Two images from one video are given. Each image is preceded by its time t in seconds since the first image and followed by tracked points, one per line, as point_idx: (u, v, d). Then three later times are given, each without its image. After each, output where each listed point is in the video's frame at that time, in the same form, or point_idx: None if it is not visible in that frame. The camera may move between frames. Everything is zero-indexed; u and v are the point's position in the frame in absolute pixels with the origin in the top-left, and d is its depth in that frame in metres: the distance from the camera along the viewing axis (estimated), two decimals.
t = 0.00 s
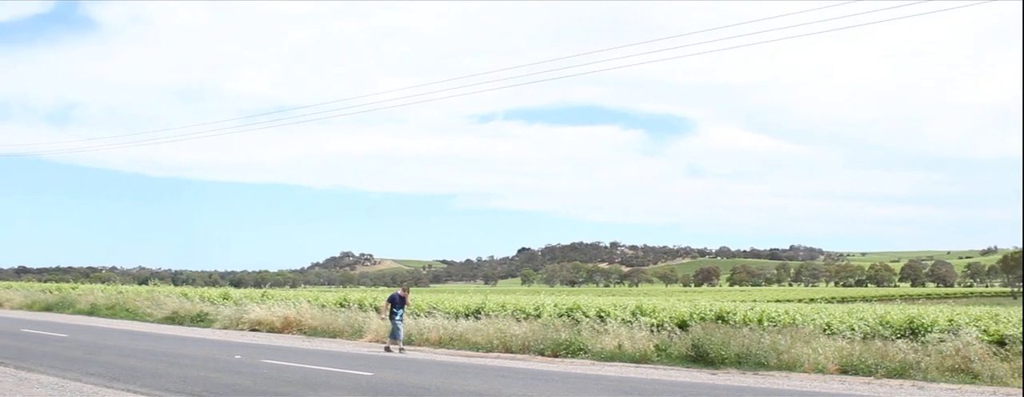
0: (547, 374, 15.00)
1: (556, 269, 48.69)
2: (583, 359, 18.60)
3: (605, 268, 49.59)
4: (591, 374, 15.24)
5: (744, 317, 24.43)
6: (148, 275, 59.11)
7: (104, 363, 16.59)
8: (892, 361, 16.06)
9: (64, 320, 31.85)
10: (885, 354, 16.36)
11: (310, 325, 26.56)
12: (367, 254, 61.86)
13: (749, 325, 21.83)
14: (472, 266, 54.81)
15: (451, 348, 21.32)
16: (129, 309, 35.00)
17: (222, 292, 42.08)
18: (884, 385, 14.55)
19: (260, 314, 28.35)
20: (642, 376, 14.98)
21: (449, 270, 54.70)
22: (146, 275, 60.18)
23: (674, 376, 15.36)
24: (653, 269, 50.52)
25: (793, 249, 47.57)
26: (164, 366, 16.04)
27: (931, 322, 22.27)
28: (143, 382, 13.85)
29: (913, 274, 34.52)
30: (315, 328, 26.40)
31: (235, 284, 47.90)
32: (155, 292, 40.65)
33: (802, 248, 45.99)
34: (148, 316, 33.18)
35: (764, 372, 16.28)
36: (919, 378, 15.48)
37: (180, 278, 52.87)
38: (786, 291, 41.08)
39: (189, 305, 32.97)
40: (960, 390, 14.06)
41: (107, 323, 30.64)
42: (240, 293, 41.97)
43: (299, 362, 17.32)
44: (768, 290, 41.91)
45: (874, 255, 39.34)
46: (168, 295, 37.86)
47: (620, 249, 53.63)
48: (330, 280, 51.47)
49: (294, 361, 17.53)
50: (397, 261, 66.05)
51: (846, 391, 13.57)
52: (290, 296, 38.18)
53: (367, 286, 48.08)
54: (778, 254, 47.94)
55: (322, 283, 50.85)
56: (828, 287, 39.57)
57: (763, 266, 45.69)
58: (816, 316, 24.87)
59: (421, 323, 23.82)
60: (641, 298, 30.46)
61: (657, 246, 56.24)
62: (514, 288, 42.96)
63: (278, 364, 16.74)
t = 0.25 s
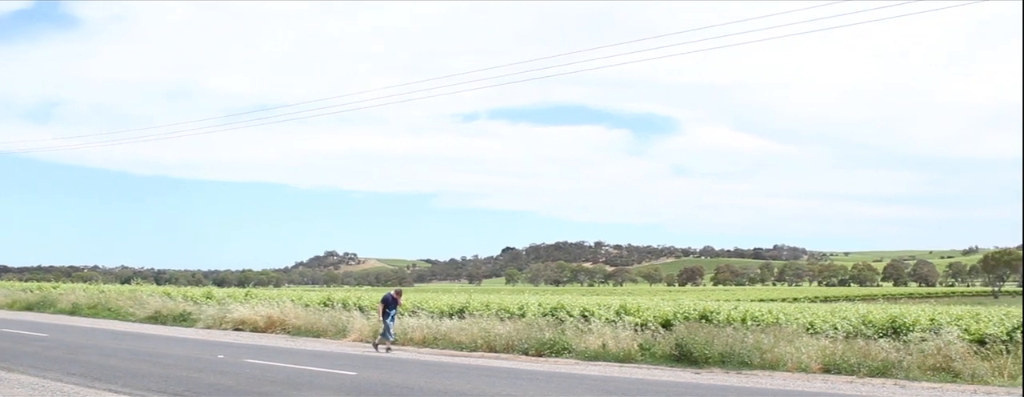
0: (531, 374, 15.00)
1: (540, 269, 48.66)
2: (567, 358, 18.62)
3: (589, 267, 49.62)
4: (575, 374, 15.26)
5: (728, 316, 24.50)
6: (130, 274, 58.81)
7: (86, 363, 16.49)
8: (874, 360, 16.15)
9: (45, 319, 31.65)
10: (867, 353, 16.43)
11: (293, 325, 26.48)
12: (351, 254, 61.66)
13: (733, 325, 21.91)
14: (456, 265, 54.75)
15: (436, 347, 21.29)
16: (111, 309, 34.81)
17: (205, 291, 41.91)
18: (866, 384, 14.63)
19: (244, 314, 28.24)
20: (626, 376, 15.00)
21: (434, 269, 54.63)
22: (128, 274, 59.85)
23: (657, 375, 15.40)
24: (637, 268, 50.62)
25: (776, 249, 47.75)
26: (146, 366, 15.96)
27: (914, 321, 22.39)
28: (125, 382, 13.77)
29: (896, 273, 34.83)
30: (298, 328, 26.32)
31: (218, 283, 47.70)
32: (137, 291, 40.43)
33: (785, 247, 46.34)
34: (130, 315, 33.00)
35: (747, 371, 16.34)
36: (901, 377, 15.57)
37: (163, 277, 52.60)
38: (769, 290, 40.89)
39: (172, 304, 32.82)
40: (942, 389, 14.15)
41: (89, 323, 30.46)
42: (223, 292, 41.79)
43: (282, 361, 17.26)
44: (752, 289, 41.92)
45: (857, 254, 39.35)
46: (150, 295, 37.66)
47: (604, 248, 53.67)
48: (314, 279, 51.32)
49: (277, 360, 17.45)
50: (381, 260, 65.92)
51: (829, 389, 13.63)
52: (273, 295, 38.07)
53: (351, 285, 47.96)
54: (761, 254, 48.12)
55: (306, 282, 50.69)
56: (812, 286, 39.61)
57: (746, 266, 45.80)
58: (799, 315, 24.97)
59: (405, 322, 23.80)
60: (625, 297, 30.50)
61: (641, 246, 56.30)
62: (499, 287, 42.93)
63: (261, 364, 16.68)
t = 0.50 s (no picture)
0: (516, 374, 15.00)
1: (525, 269, 48.63)
2: (552, 358, 18.62)
3: (574, 267, 49.65)
4: (559, 373, 15.26)
5: (712, 316, 24.56)
6: (113, 276, 58.47)
7: (68, 365, 16.38)
8: (857, 358, 16.23)
9: (26, 321, 31.43)
10: (850, 351, 16.51)
11: (277, 325, 26.38)
12: (335, 254, 61.48)
13: (716, 324, 21.97)
14: (441, 266, 54.67)
15: (420, 347, 21.27)
16: (93, 310, 34.58)
17: (188, 292, 41.70)
18: (849, 382, 14.69)
19: (227, 315, 28.12)
20: (610, 375, 15.02)
21: (418, 269, 54.53)
22: (111, 275, 59.50)
23: (641, 375, 15.42)
24: (621, 267, 50.69)
25: (761, 248, 47.91)
26: (129, 368, 15.87)
27: (896, 320, 22.50)
28: (107, 384, 13.69)
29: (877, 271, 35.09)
30: (282, 328, 26.22)
31: (202, 284, 47.46)
32: (119, 293, 40.19)
33: (769, 246, 46.65)
34: (112, 317, 32.81)
35: (731, 370, 16.38)
36: (884, 375, 15.65)
37: (145, 278, 52.31)
38: (753, 290, 40.78)
39: (154, 305, 32.64)
40: (924, 386, 14.22)
41: (71, 324, 30.26)
42: (207, 293, 41.56)
43: (265, 362, 17.20)
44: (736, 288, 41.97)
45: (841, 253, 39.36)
46: (132, 296, 37.44)
47: (589, 248, 53.68)
48: (299, 280, 51.16)
49: (261, 361, 17.38)
50: (366, 261, 65.78)
51: (812, 388, 13.69)
52: (257, 296, 37.94)
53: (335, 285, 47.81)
54: (745, 253, 48.31)
55: (290, 283, 50.51)
56: (796, 285, 39.73)
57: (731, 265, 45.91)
58: (783, 314, 25.05)
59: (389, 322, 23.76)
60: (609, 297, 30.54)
61: (626, 245, 56.33)
62: (483, 287, 42.87)
63: (244, 365, 16.62)
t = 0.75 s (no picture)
0: (497, 374, 14.99)
1: (507, 269, 48.59)
2: (533, 358, 18.62)
3: (556, 267, 49.69)
4: (541, 374, 15.26)
5: (693, 315, 24.63)
6: (92, 277, 58.06)
7: (46, 367, 16.24)
8: (836, 357, 16.30)
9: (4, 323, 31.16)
10: (830, 350, 16.58)
11: (258, 326, 26.26)
12: (317, 255, 61.28)
13: (697, 324, 22.02)
14: (423, 266, 54.57)
15: (402, 348, 21.22)
16: (72, 312, 34.31)
17: (168, 293, 41.45)
18: (829, 381, 14.76)
19: (208, 316, 27.98)
20: (592, 375, 15.03)
21: (400, 270, 54.41)
22: (90, 277, 59.09)
23: (623, 375, 15.44)
24: (603, 267, 50.75)
25: (742, 248, 48.10)
26: (107, 370, 15.75)
27: (876, 319, 22.63)
28: (85, 386, 13.58)
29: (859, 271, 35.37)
30: (263, 329, 26.10)
31: (182, 285, 47.19)
32: (98, 294, 39.90)
33: (750, 246, 46.93)
34: (91, 318, 32.58)
35: (712, 369, 16.43)
36: (863, 374, 15.74)
37: (125, 280, 51.97)
38: (733, 290, 40.79)
39: (134, 307, 32.43)
40: (903, 385, 14.30)
41: (49, 326, 30.02)
42: (187, 294, 41.32)
43: (246, 363, 17.11)
44: (718, 287, 42.11)
45: (821, 253, 39.59)
46: (111, 297, 37.19)
47: (571, 248, 53.68)
48: (280, 281, 50.95)
49: (241, 362, 17.28)
50: (347, 261, 65.62)
51: (792, 387, 13.74)
52: (237, 297, 37.77)
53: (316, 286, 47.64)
54: (726, 253, 48.51)
55: (271, 284, 50.29)
56: (777, 285, 39.88)
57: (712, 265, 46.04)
58: (763, 313, 25.15)
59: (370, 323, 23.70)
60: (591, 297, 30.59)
61: (608, 245, 56.43)
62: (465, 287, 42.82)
63: (225, 366, 16.53)
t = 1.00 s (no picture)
0: (479, 374, 14.96)
1: (488, 269, 48.53)
2: (514, 358, 18.60)
3: (537, 267, 49.71)
4: (523, 374, 15.25)
5: (674, 315, 24.69)
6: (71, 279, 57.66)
7: (23, 370, 16.10)
8: (816, 356, 16.38)
9: None
10: (810, 349, 16.66)
11: (238, 328, 26.12)
12: (298, 256, 61.06)
13: (678, 324, 22.08)
14: (404, 266, 54.45)
15: (383, 349, 21.15)
16: (50, 315, 34.03)
17: (147, 295, 41.17)
18: (809, 379, 14.82)
19: (188, 318, 27.81)
20: (574, 375, 15.04)
21: (381, 270, 54.27)
22: (68, 279, 58.65)
23: (604, 374, 15.45)
24: (585, 267, 50.79)
25: (722, 247, 48.27)
26: (86, 373, 15.64)
27: (855, 317, 22.75)
28: (63, 389, 13.47)
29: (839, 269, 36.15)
30: (244, 331, 25.96)
31: (162, 287, 46.91)
32: (76, 296, 39.60)
33: (730, 245, 47.16)
34: (69, 321, 32.32)
35: (692, 368, 16.46)
36: (843, 372, 15.83)
37: (104, 282, 51.61)
38: (715, 289, 40.97)
39: (112, 309, 32.21)
40: (883, 382, 14.37)
41: (26, 329, 29.77)
42: (166, 296, 41.05)
43: (226, 365, 17.02)
44: (699, 286, 42.25)
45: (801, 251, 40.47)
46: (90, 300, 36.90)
47: (552, 248, 53.63)
48: (260, 282, 50.71)
49: (221, 364, 17.20)
50: (328, 262, 65.40)
51: (773, 385, 13.80)
52: (218, 299, 37.58)
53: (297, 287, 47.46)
54: (707, 252, 48.69)
55: (252, 285, 50.06)
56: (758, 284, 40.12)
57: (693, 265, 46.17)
58: (743, 313, 25.24)
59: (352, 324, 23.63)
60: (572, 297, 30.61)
61: (589, 245, 56.52)
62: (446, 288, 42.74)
63: (205, 368, 16.44)
